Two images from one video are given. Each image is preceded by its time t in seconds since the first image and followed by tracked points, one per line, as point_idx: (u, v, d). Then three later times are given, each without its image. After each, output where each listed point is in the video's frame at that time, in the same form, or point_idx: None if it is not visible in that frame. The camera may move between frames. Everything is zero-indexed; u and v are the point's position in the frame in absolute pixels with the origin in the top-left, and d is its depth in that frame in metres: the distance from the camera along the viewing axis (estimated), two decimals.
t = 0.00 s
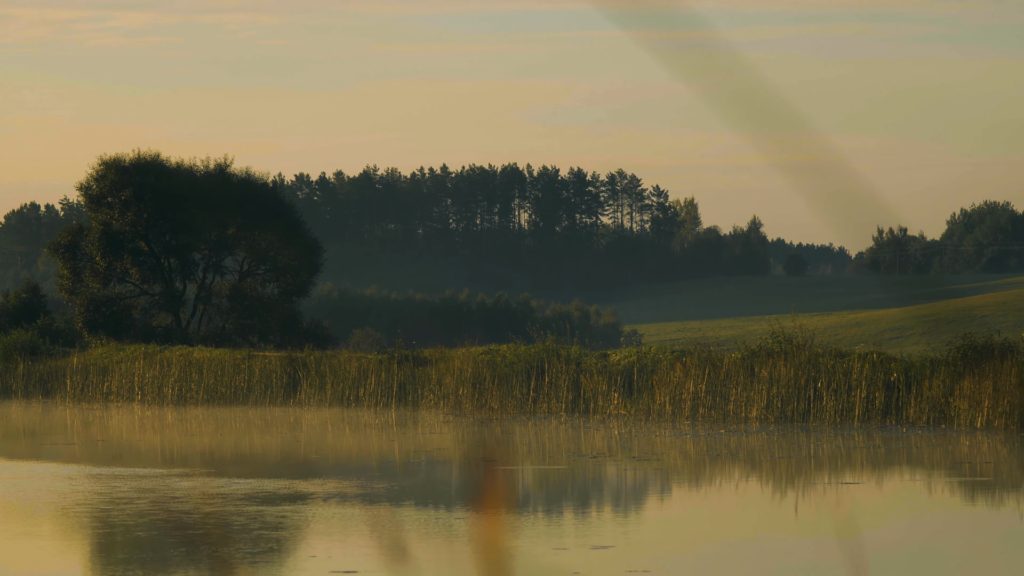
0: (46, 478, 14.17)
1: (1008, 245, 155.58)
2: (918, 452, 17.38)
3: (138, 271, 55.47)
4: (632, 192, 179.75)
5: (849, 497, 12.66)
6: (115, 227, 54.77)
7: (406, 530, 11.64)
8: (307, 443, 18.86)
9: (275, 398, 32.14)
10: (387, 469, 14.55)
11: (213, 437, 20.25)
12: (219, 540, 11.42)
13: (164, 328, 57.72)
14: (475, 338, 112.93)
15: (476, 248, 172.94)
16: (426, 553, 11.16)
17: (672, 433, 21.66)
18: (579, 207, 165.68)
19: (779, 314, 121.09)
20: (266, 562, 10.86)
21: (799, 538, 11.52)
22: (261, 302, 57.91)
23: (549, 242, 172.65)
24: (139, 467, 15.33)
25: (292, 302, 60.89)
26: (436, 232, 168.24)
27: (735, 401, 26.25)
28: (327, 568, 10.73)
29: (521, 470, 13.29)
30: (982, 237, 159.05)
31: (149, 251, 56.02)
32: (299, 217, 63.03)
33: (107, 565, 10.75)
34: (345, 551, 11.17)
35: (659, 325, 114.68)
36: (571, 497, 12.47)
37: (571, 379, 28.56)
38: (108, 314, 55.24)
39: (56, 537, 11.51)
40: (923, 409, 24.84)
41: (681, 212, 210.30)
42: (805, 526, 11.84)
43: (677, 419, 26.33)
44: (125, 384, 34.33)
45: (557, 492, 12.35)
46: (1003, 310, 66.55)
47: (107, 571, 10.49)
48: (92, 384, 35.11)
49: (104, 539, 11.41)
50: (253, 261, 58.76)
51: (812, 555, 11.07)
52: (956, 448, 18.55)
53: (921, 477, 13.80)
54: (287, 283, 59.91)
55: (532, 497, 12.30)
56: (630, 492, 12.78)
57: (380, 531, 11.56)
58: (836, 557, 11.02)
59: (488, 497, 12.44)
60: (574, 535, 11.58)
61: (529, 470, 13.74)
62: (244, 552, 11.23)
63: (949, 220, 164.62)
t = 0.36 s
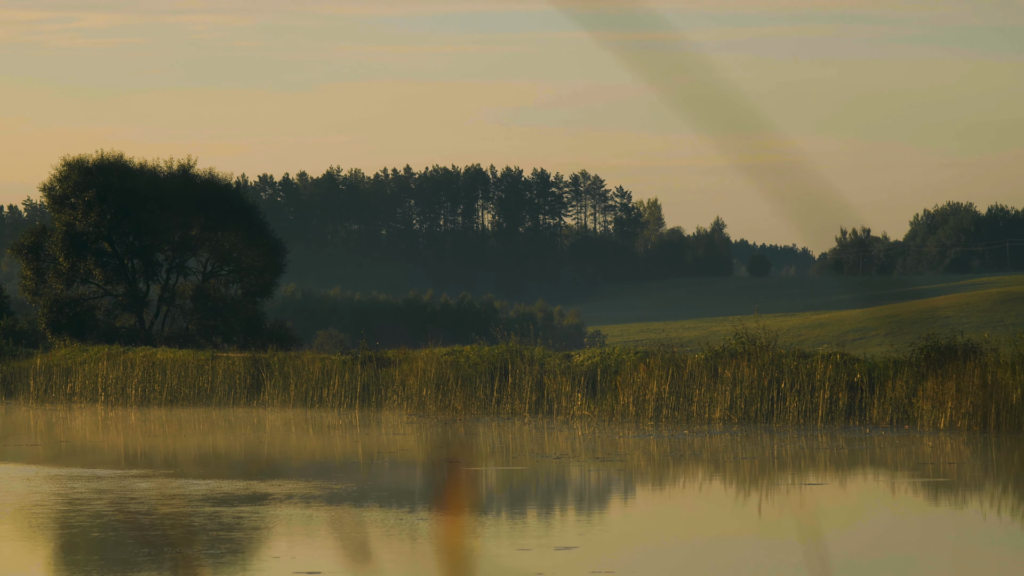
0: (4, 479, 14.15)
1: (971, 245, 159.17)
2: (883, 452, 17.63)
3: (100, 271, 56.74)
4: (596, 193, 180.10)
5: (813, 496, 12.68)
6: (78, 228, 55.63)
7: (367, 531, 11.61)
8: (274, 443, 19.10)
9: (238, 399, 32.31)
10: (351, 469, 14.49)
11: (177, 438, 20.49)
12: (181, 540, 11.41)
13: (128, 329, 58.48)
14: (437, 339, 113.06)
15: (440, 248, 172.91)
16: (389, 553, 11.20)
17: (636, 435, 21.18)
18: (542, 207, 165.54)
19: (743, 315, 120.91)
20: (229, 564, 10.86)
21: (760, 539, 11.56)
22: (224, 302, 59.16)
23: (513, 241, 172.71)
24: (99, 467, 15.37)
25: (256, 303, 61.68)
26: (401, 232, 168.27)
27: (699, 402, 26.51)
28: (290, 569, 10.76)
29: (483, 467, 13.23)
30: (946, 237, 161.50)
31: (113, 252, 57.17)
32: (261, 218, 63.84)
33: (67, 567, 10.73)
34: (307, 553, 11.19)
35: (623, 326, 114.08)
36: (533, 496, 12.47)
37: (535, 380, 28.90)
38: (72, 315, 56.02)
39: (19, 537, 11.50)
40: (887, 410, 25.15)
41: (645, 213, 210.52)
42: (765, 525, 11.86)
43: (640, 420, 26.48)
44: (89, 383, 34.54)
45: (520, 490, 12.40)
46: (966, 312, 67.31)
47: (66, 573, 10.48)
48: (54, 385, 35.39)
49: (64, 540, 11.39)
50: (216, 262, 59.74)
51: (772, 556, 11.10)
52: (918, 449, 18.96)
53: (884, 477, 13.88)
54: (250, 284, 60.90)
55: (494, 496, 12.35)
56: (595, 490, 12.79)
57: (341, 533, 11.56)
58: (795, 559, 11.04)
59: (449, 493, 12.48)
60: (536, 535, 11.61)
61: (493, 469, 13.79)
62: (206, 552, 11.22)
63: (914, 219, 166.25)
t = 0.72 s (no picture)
0: None
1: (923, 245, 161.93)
2: (834, 454, 18.00)
3: (52, 272, 56.86)
4: (546, 193, 185.86)
5: (762, 496, 12.70)
6: (29, 228, 55.52)
7: (316, 532, 11.60)
8: (222, 443, 19.53)
9: (192, 398, 32.80)
10: (303, 472, 14.59)
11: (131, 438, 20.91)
12: (132, 540, 11.36)
13: (79, 330, 58.37)
14: (387, 338, 114.14)
15: (391, 250, 174.26)
16: (338, 554, 11.18)
17: (591, 435, 21.83)
18: (494, 207, 172.86)
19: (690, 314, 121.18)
20: (180, 564, 10.81)
21: (712, 539, 11.57)
22: (176, 302, 59.23)
23: (463, 241, 177.22)
24: (48, 468, 15.54)
25: (207, 303, 61.93)
26: (351, 232, 171.70)
27: (648, 402, 27.12)
28: (242, 569, 10.72)
29: (434, 470, 13.29)
30: (897, 237, 165.27)
31: (63, 253, 57.22)
32: (211, 217, 63.95)
33: (16, 568, 10.68)
34: (259, 553, 11.17)
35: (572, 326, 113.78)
36: (485, 498, 12.54)
37: (485, 380, 29.42)
38: (22, 316, 55.98)
39: None
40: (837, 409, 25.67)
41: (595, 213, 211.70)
42: (716, 526, 11.87)
43: (590, 420, 27.09)
44: (41, 383, 34.88)
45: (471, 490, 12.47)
46: (915, 311, 71.74)
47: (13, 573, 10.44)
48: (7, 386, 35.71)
49: (14, 542, 11.35)
50: (166, 262, 60.21)
51: (723, 556, 11.10)
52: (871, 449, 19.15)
53: (837, 477, 13.83)
54: (201, 284, 61.18)
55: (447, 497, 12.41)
56: (545, 491, 12.84)
57: (292, 533, 11.54)
58: (746, 560, 11.03)
59: (398, 496, 12.58)
60: (488, 535, 11.62)
61: (442, 471, 13.83)
62: (156, 552, 11.15)
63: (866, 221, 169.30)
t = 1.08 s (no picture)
0: None
1: (881, 245, 162.54)
2: (792, 453, 18.20)
3: (10, 271, 57.29)
4: (506, 191, 187.58)
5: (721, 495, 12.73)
6: None
7: (273, 532, 11.56)
8: (179, 442, 19.81)
9: (150, 397, 33.20)
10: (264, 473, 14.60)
11: (87, 437, 21.05)
12: (91, 540, 11.33)
13: (38, 328, 58.61)
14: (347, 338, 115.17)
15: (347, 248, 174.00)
16: (297, 552, 11.18)
17: (556, 435, 22.06)
18: (454, 206, 174.45)
19: (651, 314, 121.09)
20: (138, 563, 10.79)
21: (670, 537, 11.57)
22: (135, 301, 59.13)
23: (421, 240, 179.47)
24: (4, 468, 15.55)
25: (166, 302, 61.93)
26: (311, 232, 168.96)
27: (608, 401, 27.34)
28: (200, 569, 10.69)
29: (391, 469, 13.32)
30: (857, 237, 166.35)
31: (22, 251, 57.69)
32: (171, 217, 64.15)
33: None
34: (220, 552, 11.12)
35: (530, 325, 113.43)
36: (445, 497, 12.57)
37: (445, 379, 29.62)
38: None
39: None
40: (799, 408, 25.96)
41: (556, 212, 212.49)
42: (675, 525, 11.87)
43: (550, 419, 27.29)
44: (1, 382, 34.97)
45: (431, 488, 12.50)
46: (875, 310, 72.21)
47: None
48: None
49: None
50: (126, 261, 59.80)
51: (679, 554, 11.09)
52: (830, 448, 19.25)
53: (797, 477, 13.88)
54: (160, 283, 60.98)
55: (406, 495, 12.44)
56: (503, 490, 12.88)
57: (250, 533, 11.51)
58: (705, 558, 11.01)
59: (355, 496, 12.63)
60: (448, 533, 11.61)
61: (400, 470, 13.86)
62: (114, 552, 11.10)
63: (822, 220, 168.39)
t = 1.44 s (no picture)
0: None
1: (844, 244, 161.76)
2: (763, 452, 18.15)
3: None
4: (469, 190, 187.80)
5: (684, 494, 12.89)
6: None
7: (236, 532, 11.56)
8: (143, 441, 19.98)
9: (113, 398, 33.47)
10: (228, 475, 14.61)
11: (47, 437, 21.19)
12: (54, 539, 11.32)
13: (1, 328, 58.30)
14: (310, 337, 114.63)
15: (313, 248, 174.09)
16: (260, 552, 11.17)
17: (513, 434, 22.19)
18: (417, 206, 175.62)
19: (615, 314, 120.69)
20: (100, 562, 10.79)
21: (632, 536, 11.57)
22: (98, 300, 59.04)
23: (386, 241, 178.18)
24: None
25: (130, 301, 62.01)
26: (274, 231, 170.50)
27: (572, 400, 27.49)
28: (162, 568, 10.67)
29: (355, 468, 13.36)
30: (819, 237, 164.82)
31: None
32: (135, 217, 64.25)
33: None
34: (183, 552, 11.11)
35: (494, 325, 113.13)
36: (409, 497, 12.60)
37: (409, 378, 29.69)
38: None
39: None
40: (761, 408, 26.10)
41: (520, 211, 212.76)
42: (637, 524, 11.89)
43: (514, 419, 27.43)
44: None
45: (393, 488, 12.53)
46: (835, 311, 72.58)
47: None
48: None
49: None
50: (90, 260, 60.10)
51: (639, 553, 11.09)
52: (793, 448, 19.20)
53: (760, 478, 13.99)
54: (123, 283, 61.32)
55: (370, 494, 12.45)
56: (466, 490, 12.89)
57: (213, 533, 11.50)
58: (665, 558, 11.00)
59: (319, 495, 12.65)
60: (410, 533, 11.61)
61: (363, 471, 13.90)
62: (77, 552, 11.11)
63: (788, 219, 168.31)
